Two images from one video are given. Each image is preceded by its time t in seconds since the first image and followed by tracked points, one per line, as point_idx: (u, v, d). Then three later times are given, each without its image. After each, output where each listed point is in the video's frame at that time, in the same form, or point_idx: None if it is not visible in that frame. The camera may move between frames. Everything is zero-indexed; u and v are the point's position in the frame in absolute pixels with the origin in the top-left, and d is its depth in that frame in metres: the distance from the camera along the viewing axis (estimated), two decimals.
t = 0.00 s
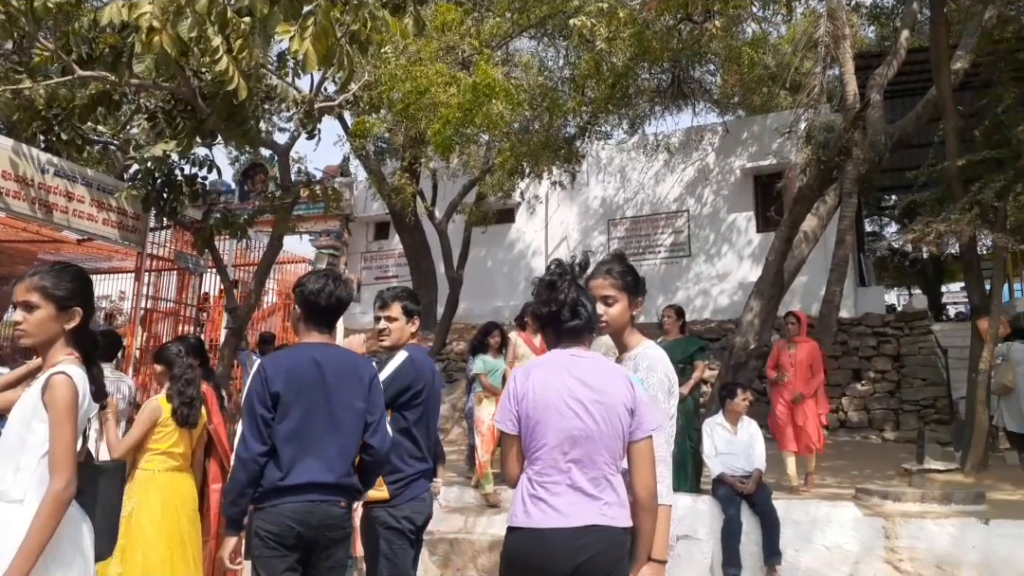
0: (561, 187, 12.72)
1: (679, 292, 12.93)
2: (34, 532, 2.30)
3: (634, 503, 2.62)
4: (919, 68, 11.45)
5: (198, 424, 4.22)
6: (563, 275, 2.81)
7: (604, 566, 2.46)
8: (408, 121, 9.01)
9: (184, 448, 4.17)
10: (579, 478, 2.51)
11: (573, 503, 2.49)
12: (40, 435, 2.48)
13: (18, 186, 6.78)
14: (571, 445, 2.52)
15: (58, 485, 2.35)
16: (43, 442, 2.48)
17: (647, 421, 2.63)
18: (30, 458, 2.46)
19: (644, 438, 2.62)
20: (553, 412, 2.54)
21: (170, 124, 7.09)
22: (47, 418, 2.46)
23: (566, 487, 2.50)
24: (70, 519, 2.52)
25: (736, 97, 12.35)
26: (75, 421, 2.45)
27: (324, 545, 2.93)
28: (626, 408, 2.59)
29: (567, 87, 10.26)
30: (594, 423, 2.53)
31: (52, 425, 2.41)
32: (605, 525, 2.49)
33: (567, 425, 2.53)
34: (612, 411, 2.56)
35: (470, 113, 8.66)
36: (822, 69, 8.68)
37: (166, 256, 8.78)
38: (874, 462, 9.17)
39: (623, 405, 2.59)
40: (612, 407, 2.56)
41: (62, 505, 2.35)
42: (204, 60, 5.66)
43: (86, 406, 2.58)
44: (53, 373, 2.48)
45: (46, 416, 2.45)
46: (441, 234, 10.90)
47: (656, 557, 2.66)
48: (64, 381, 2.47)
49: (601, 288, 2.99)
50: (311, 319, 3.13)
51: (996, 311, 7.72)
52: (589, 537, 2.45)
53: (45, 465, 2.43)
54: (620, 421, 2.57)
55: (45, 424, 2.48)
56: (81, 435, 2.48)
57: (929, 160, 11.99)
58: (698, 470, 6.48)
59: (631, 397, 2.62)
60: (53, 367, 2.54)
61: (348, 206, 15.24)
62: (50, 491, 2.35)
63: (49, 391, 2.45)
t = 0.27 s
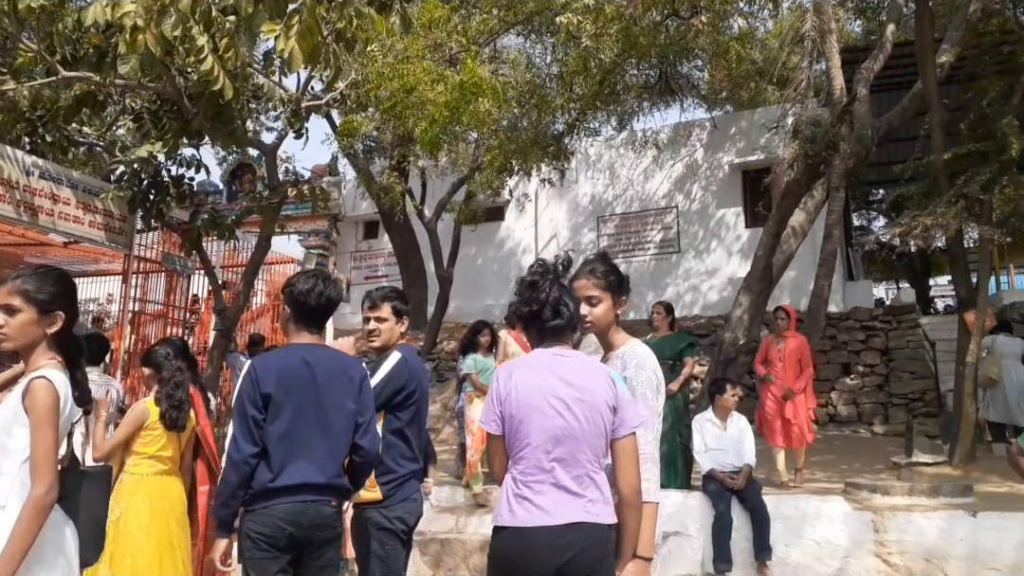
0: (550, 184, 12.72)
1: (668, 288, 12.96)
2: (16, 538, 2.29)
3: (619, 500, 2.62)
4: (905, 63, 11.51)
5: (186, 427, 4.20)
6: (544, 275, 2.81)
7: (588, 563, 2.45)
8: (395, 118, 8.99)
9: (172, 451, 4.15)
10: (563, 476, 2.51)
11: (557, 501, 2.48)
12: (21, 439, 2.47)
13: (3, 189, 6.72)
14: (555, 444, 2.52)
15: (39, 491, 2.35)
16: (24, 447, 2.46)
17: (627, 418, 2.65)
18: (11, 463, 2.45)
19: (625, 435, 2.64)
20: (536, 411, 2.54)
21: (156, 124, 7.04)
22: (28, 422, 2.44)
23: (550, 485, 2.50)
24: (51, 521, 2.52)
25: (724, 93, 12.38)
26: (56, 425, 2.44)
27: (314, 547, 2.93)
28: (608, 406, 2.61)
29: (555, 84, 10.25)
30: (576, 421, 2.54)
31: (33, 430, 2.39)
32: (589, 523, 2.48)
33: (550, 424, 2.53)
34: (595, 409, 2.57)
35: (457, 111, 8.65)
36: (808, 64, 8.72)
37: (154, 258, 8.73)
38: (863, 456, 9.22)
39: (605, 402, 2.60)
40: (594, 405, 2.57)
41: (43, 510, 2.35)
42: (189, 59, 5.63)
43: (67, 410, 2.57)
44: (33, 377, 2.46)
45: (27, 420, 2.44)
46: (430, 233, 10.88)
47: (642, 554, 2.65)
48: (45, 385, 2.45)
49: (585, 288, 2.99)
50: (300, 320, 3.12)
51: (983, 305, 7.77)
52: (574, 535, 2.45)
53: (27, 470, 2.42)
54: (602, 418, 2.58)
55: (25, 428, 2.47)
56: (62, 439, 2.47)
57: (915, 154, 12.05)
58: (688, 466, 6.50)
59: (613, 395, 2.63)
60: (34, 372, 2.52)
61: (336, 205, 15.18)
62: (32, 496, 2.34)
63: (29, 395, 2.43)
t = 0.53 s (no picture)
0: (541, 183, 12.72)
1: (660, 286, 12.99)
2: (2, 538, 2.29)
3: (605, 497, 2.63)
4: (892, 61, 11.56)
5: (178, 427, 4.18)
6: (530, 276, 2.81)
7: (572, 562, 2.44)
8: (384, 118, 8.99)
9: (164, 451, 4.13)
10: (548, 474, 2.51)
11: (543, 499, 2.49)
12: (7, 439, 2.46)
13: None
14: (540, 443, 2.53)
15: (26, 491, 2.34)
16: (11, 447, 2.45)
17: (611, 416, 2.64)
18: None
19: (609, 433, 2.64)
20: (519, 411, 2.55)
21: (144, 125, 7.01)
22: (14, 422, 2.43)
23: (535, 483, 2.51)
24: (38, 519, 2.51)
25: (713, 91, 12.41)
26: (43, 425, 2.42)
27: (308, 544, 2.92)
28: (592, 405, 2.61)
29: (545, 84, 10.26)
30: (560, 421, 2.54)
31: (19, 430, 2.38)
32: (575, 520, 2.48)
33: (533, 424, 2.53)
34: (579, 408, 2.57)
35: (446, 110, 8.64)
36: (797, 62, 8.75)
37: (144, 259, 8.68)
38: (855, 452, 9.25)
39: (589, 401, 2.60)
40: (578, 404, 2.57)
41: (30, 511, 2.34)
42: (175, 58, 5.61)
43: (54, 409, 2.56)
44: (18, 377, 2.45)
45: (13, 421, 2.43)
46: (421, 232, 10.86)
47: (629, 549, 2.65)
48: (30, 386, 2.44)
49: (572, 289, 2.98)
50: (292, 319, 3.11)
51: (972, 301, 7.81)
52: (558, 533, 2.45)
53: (13, 470, 2.41)
54: (586, 417, 2.58)
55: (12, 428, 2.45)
56: (49, 439, 2.46)
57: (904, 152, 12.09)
58: (681, 464, 6.51)
59: (597, 394, 2.63)
60: (20, 372, 2.51)
61: (327, 204, 15.14)
62: (18, 496, 2.33)
63: (15, 396, 2.42)
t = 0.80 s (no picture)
0: (540, 181, 12.71)
1: (659, 284, 13.00)
2: None
3: (599, 493, 2.63)
4: (891, 59, 11.56)
5: (178, 424, 4.17)
6: (527, 274, 2.81)
7: (564, 560, 2.44)
8: (382, 116, 8.98)
9: (163, 448, 4.12)
10: (542, 471, 2.52)
11: (538, 496, 2.49)
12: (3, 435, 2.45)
13: None
14: (534, 440, 2.53)
15: (22, 487, 2.34)
16: (7, 443, 2.44)
17: (606, 414, 2.64)
18: None
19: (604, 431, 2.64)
20: (514, 409, 2.55)
21: (143, 122, 6.99)
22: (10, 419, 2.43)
23: (530, 480, 2.51)
24: (35, 516, 2.50)
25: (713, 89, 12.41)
26: (39, 422, 2.42)
27: (310, 539, 2.92)
28: (586, 402, 2.61)
29: (543, 82, 10.26)
30: (554, 418, 2.54)
31: (16, 426, 2.38)
32: (568, 516, 2.49)
33: (528, 421, 2.53)
34: (573, 406, 2.57)
35: (445, 109, 8.64)
36: (796, 61, 8.75)
37: (143, 256, 8.67)
38: (854, 450, 9.26)
39: (584, 398, 2.60)
40: (573, 402, 2.57)
41: (26, 507, 2.34)
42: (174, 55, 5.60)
43: (51, 405, 2.55)
44: (16, 374, 2.44)
45: (10, 417, 2.42)
46: (420, 230, 10.86)
47: (626, 546, 2.62)
48: (27, 383, 2.43)
49: (569, 286, 2.99)
50: (292, 316, 3.11)
51: (971, 300, 7.81)
52: (551, 529, 2.45)
53: (9, 467, 2.41)
54: (580, 415, 2.58)
55: (8, 425, 2.45)
56: (46, 436, 2.45)
57: (903, 150, 12.10)
58: (680, 461, 6.51)
59: (592, 391, 2.63)
60: (18, 368, 2.50)
61: (326, 202, 15.13)
62: (14, 493, 2.33)
63: (12, 392, 2.41)
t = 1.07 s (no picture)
0: (534, 183, 12.71)
1: (651, 288, 13.02)
2: None
3: (579, 495, 2.64)
4: (886, 65, 11.60)
5: (165, 424, 4.16)
6: (513, 276, 2.80)
7: (543, 561, 2.46)
8: (377, 115, 8.98)
9: (149, 447, 4.11)
10: (523, 472, 2.52)
11: (519, 496, 2.50)
12: None
13: None
14: (516, 442, 2.53)
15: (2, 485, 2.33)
16: None
17: (587, 416, 2.64)
18: None
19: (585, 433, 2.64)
20: (495, 411, 2.55)
21: (137, 119, 6.96)
22: None
23: (511, 481, 2.52)
24: (16, 513, 2.49)
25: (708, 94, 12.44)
26: (22, 419, 2.40)
27: (297, 539, 2.92)
28: (567, 404, 2.60)
29: (539, 83, 10.26)
30: (535, 420, 2.54)
31: None
32: (548, 516, 2.49)
33: (509, 423, 2.54)
34: (554, 408, 2.56)
35: (440, 110, 8.63)
36: (791, 65, 8.78)
37: (135, 254, 8.64)
38: (842, 455, 9.29)
39: (565, 400, 2.59)
40: (554, 404, 2.57)
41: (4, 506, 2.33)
42: (169, 52, 5.57)
43: (34, 403, 2.54)
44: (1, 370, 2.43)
45: None
46: (413, 230, 10.84)
47: (611, 547, 2.65)
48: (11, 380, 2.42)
49: (557, 289, 2.99)
50: (284, 315, 3.11)
51: (960, 307, 7.86)
52: (531, 529, 2.46)
53: None
54: (561, 417, 2.58)
55: None
56: (28, 433, 2.44)
57: (896, 156, 12.14)
58: (668, 465, 6.53)
59: (573, 393, 2.63)
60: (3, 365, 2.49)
61: (320, 201, 15.10)
62: None
63: None
